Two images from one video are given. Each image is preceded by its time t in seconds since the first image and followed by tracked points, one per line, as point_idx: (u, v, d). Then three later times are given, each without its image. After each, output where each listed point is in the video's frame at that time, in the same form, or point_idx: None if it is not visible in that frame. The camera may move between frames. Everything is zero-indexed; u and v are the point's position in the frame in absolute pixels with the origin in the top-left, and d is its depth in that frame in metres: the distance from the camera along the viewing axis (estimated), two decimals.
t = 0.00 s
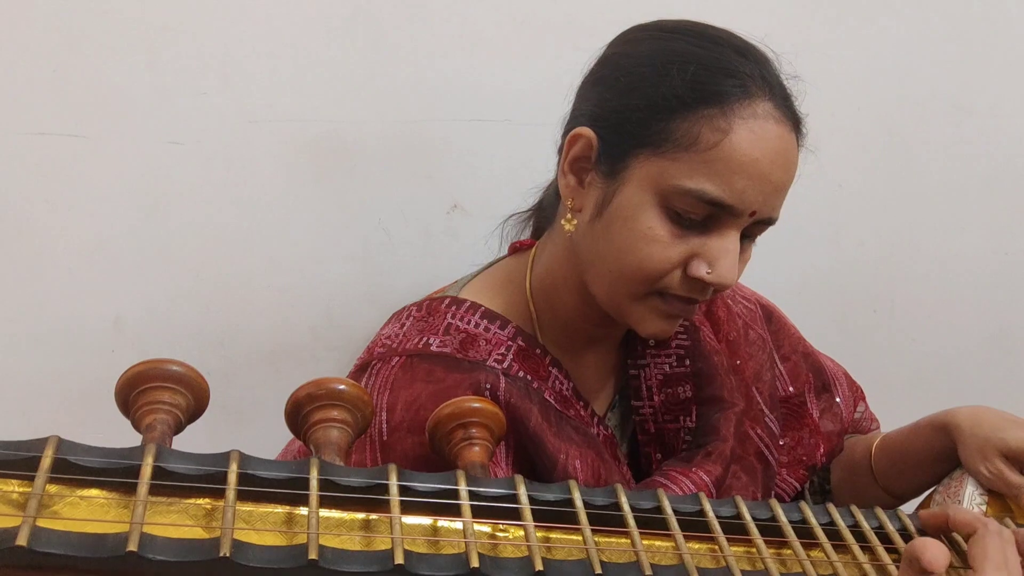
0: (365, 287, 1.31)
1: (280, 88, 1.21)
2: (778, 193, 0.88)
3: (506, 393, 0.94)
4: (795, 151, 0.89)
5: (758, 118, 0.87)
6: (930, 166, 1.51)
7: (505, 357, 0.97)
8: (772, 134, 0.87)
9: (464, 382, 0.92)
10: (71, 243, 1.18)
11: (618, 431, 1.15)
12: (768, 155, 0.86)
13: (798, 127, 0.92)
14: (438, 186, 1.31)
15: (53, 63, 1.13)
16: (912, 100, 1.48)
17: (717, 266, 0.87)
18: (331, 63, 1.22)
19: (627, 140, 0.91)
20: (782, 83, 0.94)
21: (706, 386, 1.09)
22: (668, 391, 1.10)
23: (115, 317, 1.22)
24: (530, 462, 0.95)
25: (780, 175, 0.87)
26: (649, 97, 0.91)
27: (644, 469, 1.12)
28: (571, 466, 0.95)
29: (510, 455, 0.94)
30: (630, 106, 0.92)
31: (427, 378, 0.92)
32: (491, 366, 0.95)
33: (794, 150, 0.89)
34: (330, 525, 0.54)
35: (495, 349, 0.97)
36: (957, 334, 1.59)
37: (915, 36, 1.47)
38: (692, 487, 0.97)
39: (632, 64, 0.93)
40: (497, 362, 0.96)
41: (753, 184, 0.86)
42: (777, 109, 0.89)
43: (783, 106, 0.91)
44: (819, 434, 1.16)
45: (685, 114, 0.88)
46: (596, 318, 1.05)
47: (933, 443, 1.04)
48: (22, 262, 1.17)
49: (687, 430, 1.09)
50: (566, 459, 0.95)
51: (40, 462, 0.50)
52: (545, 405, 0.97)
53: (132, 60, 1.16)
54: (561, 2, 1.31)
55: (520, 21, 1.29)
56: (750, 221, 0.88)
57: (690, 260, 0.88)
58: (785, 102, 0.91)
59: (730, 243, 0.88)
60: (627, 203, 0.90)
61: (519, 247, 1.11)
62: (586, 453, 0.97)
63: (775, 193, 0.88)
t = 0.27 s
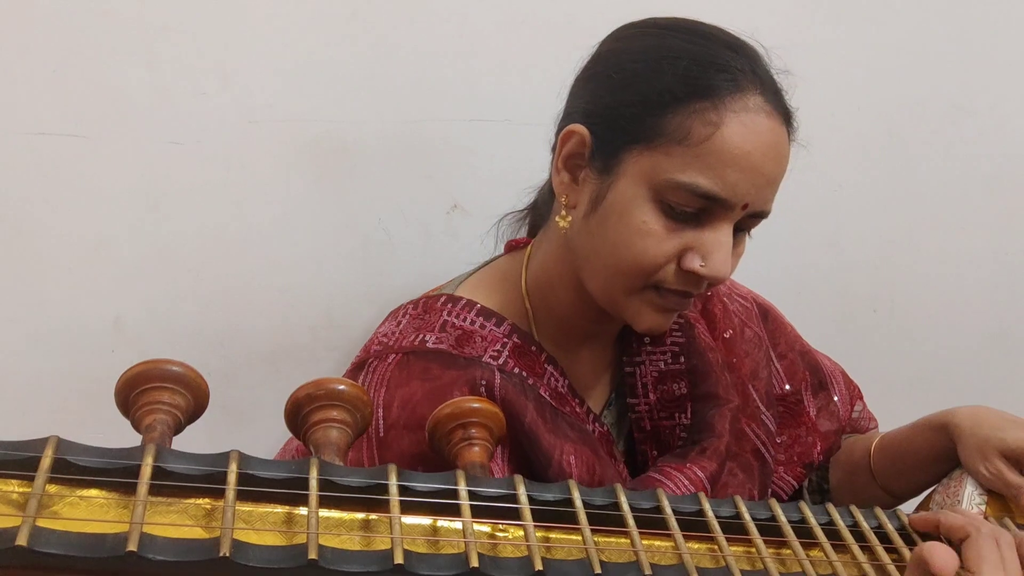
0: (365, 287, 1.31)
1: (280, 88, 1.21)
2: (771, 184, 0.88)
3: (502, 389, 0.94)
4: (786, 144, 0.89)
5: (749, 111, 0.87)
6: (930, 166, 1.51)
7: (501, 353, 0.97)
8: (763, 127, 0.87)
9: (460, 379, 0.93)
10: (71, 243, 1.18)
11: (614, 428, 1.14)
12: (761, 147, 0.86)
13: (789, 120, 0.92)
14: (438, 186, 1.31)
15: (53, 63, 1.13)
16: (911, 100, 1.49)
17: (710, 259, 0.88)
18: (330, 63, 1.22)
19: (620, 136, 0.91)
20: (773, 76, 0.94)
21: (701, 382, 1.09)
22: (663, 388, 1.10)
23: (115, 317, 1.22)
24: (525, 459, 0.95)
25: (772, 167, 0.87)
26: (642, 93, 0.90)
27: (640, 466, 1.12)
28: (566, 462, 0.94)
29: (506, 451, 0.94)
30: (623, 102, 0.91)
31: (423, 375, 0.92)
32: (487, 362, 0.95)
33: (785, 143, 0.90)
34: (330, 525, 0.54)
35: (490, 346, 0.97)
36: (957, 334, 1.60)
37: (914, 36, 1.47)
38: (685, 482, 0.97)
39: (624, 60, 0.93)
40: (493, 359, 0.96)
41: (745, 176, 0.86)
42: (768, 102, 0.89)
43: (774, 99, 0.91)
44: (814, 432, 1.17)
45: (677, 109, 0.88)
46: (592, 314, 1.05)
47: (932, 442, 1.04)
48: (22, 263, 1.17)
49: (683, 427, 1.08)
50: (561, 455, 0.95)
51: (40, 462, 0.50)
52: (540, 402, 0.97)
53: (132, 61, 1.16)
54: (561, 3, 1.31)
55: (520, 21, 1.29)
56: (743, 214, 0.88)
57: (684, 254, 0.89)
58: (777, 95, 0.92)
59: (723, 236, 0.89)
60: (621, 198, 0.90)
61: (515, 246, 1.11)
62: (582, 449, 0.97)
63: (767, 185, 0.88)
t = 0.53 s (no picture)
0: (365, 288, 1.31)
1: (280, 88, 1.21)
2: (768, 183, 0.88)
3: (497, 388, 0.94)
4: (783, 142, 0.89)
5: (747, 109, 0.87)
6: (931, 166, 1.51)
7: (497, 351, 0.97)
8: (760, 125, 0.87)
9: (455, 376, 0.92)
10: (71, 243, 1.18)
11: (611, 427, 1.14)
12: (758, 145, 0.86)
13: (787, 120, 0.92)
14: (439, 186, 1.30)
15: (52, 63, 1.13)
16: (912, 100, 1.48)
17: (708, 257, 0.87)
18: (330, 63, 1.22)
19: (617, 134, 0.91)
20: (771, 76, 0.94)
21: (697, 381, 1.09)
22: (660, 386, 1.10)
23: (115, 317, 1.22)
24: (520, 457, 0.95)
25: (769, 165, 0.87)
26: (640, 91, 0.90)
27: (637, 464, 1.12)
28: (561, 461, 0.94)
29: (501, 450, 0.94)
30: (622, 100, 0.91)
31: (418, 372, 0.93)
32: (483, 360, 0.95)
33: (783, 141, 0.89)
34: (329, 527, 0.54)
35: (487, 343, 0.97)
36: (958, 334, 1.59)
37: (915, 35, 1.47)
38: (681, 481, 0.97)
39: (623, 58, 0.93)
40: (489, 356, 0.96)
41: (743, 174, 0.86)
42: (765, 101, 0.89)
43: (772, 99, 0.91)
44: (813, 431, 1.17)
45: (674, 106, 0.88)
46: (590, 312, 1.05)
47: (932, 443, 1.04)
48: (22, 263, 1.17)
49: (679, 425, 1.08)
50: (556, 454, 0.95)
51: (39, 464, 0.50)
52: (536, 400, 0.97)
53: (132, 61, 1.15)
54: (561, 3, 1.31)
55: (521, 21, 1.29)
56: (740, 212, 0.88)
57: (681, 251, 0.88)
58: (774, 94, 0.91)
59: (720, 234, 0.88)
60: (619, 195, 0.89)
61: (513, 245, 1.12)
62: (576, 448, 0.97)
63: (765, 184, 0.88)
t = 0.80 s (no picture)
0: (365, 288, 1.30)
1: (280, 88, 1.21)
2: (762, 185, 0.87)
3: (502, 385, 0.94)
4: (779, 144, 0.88)
5: (740, 110, 0.87)
6: (931, 166, 1.51)
7: (501, 349, 0.97)
8: (754, 127, 0.86)
9: (460, 374, 0.92)
10: (71, 243, 1.18)
11: (615, 428, 1.14)
12: (751, 147, 0.85)
13: (786, 122, 0.91)
14: (438, 186, 1.30)
15: (52, 63, 1.13)
16: (912, 101, 1.48)
17: (698, 258, 0.86)
18: (330, 63, 1.22)
19: (613, 133, 0.91)
20: (771, 79, 0.93)
21: (701, 382, 1.08)
22: (664, 387, 1.10)
23: (115, 317, 1.21)
24: (526, 457, 0.95)
25: (764, 167, 0.86)
26: (637, 92, 0.91)
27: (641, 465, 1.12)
28: (566, 459, 0.95)
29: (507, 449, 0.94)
30: (619, 101, 0.92)
31: (423, 370, 0.92)
32: (488, 358, 0.95)
33: (779, 143, 0.88)
34: (329, 529, 0.54)
35: (491, 342, 0.97)
36: (958, 334, 1.59)
37: (915, 35, 1.47)
38: (686, 483, 0.97)
39: (626, 61, 0.94)
40: (494, 355, 0.96)
41: (734, 176, 0.84)
42: (760, 102, 0.88)
43: (770, 100, 0.90)
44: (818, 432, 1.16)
45: (668, 107, 0.88)
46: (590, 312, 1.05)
47: (934, 443, 1.04)
48: (22, 263, 1.17)
49: (684, 426, 1.08)
50: (561, 452, 0.95)
51: (39, 465, 0.49)
52: (540, 398, 0.97)
53: (132, 60, 1.15)
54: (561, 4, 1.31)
55: (521, 21, 1.29)
56: (732, 214, 0.87)
57: (671, 252, 0.87)
58: (772, 96, 0.91)
59: (713, 236, 0.87)
60: (611, 194, 0.89)
61: (515, 245, 1.11)
62: (581, 446, 0.97)
63: (759, 185, 0.86)
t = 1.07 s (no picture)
0: (365, 288, 1.30)
1: (280, 87, 1.21)
2: (692, 146, 0.86)
3: (466, 372, 0.94)
4: (710, 105, 0.88)
5: (664, 72, 0.87)
6: (931, 166, 1.51)
7: (472, 336, 0.97)
8: (678, 89, 0.86)
9: (427, 360, 0.93)
10: (71, 243, 1.18)
11: (597, 421, 1.09)
12: (673, 107, 0.85)
13: (725, 87, 0.90)
14: (438, 186, 1.30)
15: (52, 63, 1.13)
16: (911, 101, 1.48)
17: (629, 223, 0.86)
18: (330, 62, 1.22)
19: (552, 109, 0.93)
20: (714, 47, 0.93)
21: (679, 370, 1.08)
22: (644, 377, 1.08)
23: (115, 317, 1.21)
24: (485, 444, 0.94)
25: (690, 127, 0.86)
26: (574, 68, 0.93)
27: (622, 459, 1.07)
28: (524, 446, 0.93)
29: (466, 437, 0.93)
30: (561, 80, 0.94)
31: (391, 355, 0.93)
32: (455, 344, 0.95)
33: (712, 105, 0.88)
34: (329, 530, 0.54)
35: (463, 328, 0.97)
36: (958, 335, 1.59)
37: (915, 35, 1.47)
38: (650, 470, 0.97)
39: (572, 43, 0.97)
40: (462, 340, 0.96)
41: (655, 136, 0.85)
42: (686, 65, 0.88)
43: (705, 66, 0.90)
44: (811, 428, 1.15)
45: (596, 76, 0.89)
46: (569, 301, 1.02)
47: (933, 443, 1.04)
48: (22, 263, 1.17)
49: (662, 416, 1.06)
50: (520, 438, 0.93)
51: (38, 467, 0.49)
52: (506, 385, 0.96)
53: (132, 60, 1.15)
54: (561, 4, 1.31)
55: (520, 21, 1.29)
56: (663, 177, 0.87)
57: (607, 219, 0.88)
58: (707, 61, 0.90)
59: (646, 201, 0.87)
60: (549, 166, 0.91)
61: (503, 237, 1.12)
62: (545, 433, 0.95)
63: (687, 146, 0.86)
